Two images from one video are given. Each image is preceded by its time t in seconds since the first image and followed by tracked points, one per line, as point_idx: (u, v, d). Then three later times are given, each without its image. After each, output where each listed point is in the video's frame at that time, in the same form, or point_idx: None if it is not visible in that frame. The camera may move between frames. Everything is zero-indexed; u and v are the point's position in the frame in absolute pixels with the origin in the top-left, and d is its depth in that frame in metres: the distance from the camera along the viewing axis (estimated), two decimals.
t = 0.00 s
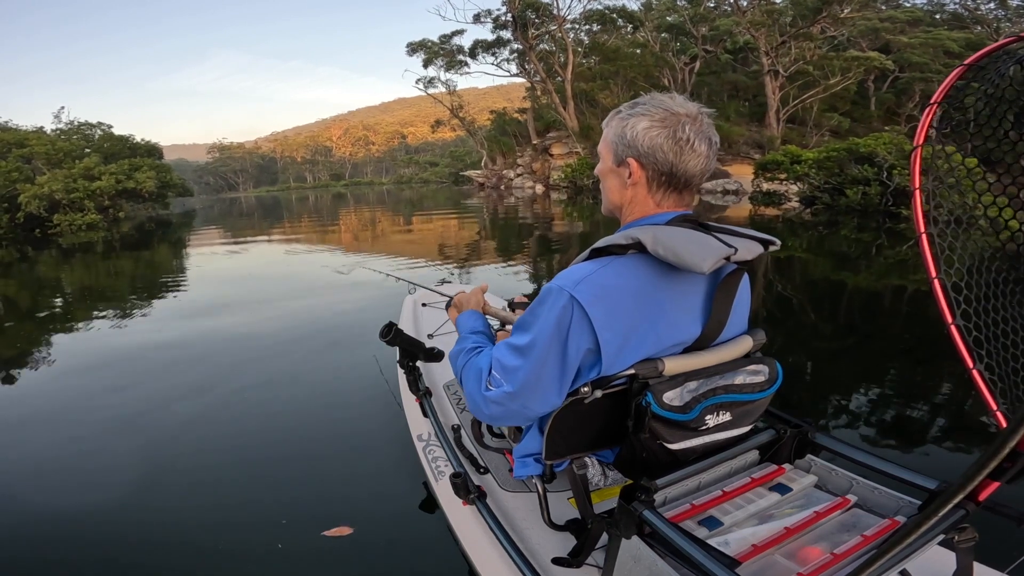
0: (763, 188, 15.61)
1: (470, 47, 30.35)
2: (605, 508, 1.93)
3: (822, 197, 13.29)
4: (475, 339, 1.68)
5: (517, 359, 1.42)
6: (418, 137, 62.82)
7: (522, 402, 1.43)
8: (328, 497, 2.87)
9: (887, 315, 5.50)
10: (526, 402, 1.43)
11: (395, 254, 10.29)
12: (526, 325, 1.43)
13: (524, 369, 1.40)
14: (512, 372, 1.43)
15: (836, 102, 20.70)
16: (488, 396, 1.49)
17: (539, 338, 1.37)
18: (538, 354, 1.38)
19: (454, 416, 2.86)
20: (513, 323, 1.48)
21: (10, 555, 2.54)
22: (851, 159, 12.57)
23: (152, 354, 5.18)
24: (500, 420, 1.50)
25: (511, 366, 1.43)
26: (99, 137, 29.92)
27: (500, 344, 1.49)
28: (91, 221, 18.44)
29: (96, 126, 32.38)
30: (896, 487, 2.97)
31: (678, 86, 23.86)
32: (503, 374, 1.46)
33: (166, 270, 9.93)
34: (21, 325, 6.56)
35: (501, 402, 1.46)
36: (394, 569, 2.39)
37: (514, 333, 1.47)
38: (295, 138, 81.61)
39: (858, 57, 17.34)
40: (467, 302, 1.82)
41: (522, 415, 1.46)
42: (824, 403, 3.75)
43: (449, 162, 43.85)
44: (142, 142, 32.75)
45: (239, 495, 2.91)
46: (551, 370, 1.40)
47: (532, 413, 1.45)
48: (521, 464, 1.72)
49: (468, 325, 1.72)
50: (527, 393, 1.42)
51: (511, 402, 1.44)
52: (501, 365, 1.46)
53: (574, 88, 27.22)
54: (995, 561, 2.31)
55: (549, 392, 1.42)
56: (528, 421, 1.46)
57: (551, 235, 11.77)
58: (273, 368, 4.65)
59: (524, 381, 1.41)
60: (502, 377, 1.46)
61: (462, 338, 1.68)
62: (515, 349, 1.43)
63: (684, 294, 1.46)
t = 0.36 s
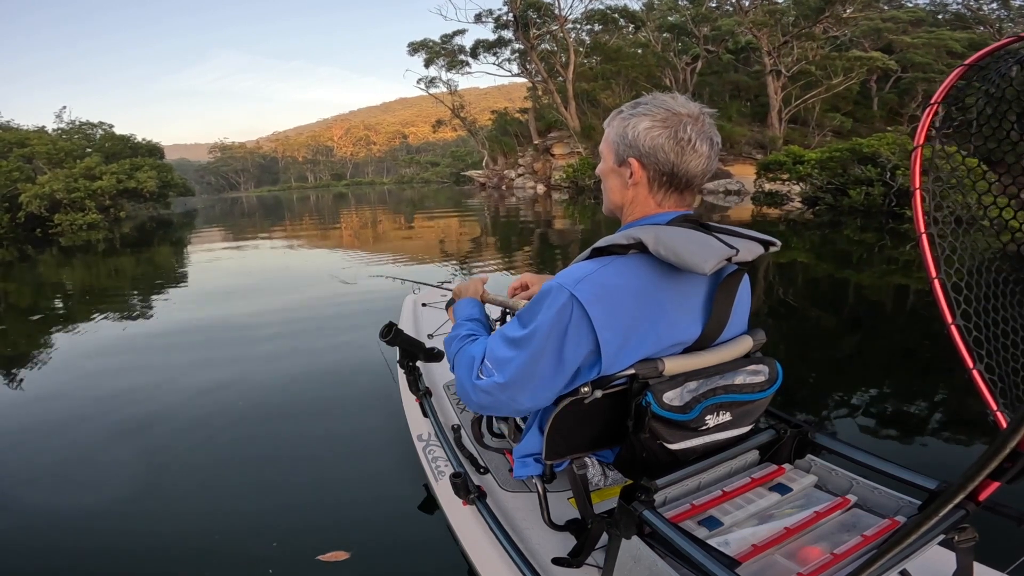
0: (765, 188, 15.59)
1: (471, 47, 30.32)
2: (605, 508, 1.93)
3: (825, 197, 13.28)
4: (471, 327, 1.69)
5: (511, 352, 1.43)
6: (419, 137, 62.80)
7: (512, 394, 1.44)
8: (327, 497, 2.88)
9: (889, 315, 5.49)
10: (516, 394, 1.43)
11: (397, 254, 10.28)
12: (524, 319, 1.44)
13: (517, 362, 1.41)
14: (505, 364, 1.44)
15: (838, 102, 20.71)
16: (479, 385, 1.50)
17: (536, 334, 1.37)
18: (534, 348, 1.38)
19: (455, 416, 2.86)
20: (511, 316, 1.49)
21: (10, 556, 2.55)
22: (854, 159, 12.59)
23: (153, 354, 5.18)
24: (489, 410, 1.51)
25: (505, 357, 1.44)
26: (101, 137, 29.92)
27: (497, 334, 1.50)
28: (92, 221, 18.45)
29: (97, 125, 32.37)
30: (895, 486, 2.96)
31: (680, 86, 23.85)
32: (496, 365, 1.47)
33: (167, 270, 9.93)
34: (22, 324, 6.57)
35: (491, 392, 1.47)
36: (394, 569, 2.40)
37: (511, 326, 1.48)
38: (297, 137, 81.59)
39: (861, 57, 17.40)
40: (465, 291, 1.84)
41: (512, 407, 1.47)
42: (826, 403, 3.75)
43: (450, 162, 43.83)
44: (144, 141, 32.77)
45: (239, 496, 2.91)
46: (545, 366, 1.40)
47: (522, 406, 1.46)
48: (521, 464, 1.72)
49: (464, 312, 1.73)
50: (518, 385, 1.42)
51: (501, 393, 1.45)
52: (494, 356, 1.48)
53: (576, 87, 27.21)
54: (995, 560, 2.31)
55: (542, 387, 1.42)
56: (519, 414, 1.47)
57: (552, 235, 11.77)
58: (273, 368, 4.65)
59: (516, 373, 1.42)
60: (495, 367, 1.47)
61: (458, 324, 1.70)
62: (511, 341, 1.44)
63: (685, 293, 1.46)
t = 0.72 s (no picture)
0: (768, 189, 15.58)
1: (473, 47, 30.29)
2: (605, 508, 1.93)
3: (828, 198, 13.27)
4: (474, 318, 1.67)
5: (511, 350, 1.43)
6: (420, 137, 62.79)
7: (510, 392, 1.43)
8: (326, 496, 2.88)
9: (891, 317, 5.47)
10: (514, 393, 1.43)
11: (400, 254, 10.27)
12: (524, 318, 1.43)
13: (516, 360, 1.40)
14: (504, 361, 1.43)
15: (840, 102, 20.71)
16: (476, 381, 1.49)
17: (536, 333, 1.37)
18: (534, 346, 1.38)
19: (454, 416, 2.86)
20: (511, 314, 1.48)
21: (10, 555, 2.55)
22: (857, 159, 12.60)
23: (153, 354, 5.17)
24: (486, 406, 1.50)
25: (505, 354, 1.43)
26: (102, 136, 29.91)
27: (498, 330, 1.48)
28: (93, 220, 18.44)
29: (98, 125, 32.34)
30: (895, 486, 2.96)
31: (681, 86, 23.85)
32: (494, 361, 1.46)
33: (168, 269, 9.93)
34: (23, 324, 6.57)
35: (488, 388, 1.46)
36: (394, 568, 2.40)
37: (511, 323, 1.47)
38: (297, 137, 81.51)
39: (864, 57, 17.47)
40: (474, 269, 1.79)
41: (509, 405, 1.46)
42: (827, 404, 3.74)
43: (451, 162, 43.81)
44: (145, 141, 32.74)
45: (239, 496, 2.91)
46: (544, 363, 1.39)
47: (519, 405, 1.45)
48: (520, 464, 1.71)
49: (469, 300, 1.70)
50: (517, 383, 1.41)
51: (499, 391, 1.44)
52: (494, 352, 1.47)
53: (577, 87, 27.17)
54: (995, 560, 2.31)
55: (540, 386, 1.42)
56: (517, 412, 1.46)
57: (554, 235, 11.76)
58: (273, 368, 4.65)
59: (515, 370, 1.41)
60: (495, 364, 1.45)
61: (462, 314, 1.67)
62: (511, 339, 1.43)
63: (683, 294, 1.46)
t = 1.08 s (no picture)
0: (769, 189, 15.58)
1: (474, 47, 30.29)
2: (605, 508, 1.93)
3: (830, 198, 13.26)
4: (481, 329, 1.65)
5: (516, 360, 1.42)
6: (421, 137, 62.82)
7: (519, 401, 1.42)
8: (327, 496, 2.88)
9: (893, 317, 5.46)
10: (523, 401, 1.42)
11: (401, 254, 10.27)
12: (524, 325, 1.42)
13: (521, 370, 1.40)
14: (510, 371, 1.42)
15: (842, 102, 20.75)
16: (486, 394, 1.48)
17: (537, 339, 1.37)
18: (537, 354, 1.38)
19: (454, 416, 2.86)
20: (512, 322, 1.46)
21: (11, 553, 2.55)
22: (860, 159, 12.59)
23: (154, 354, 5.18)
24: (496, 417, 1.49)
25: (511, 365, 1.42)
26: (103, 136, 29.92)
27: (502, 340, 1.47)
28: (94, 220, 18.44)
29: (98, 125, 32.36)
30: (895, 487, 2.96)
31: (683, 86, 23.86)
32: (501, 371, 1.45)
33: (168, 270, 9.93)
34: (23, 324, 6.57)
35: (497, 400, 1.45)
36: (395, 568, 2.40)
37: (512, 332, 1.46)
38: (299, 137, 81.53)
39: (866, 57, 17.51)
40: (481, 270, 1.76)
41: (519, 413, 1.45)
42: (828, 405, 3.73)
43: (452, 162, 43.80)
44: (145, 141, 32.75)
45: (239, 495, 2.92)
46: (548, 370, 1.39)
47: (527, 412, 1.45)
48: (521, 464, 1.71)
49: (475, 310, 1.68)
50: (525, 392, 1.41)
51: (508, 401, 1.43)
52: (500, 362, 1.45)
53: (578, 87, 27.15)
54: (995, 561, 2.31)
55: (546, 391, 1.42)
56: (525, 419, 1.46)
57: (555, 235, 11.77)
58: (273, 368, 4.66)
59: (522, 379, 1.40)
60: (501, 375, 1.44)
61: (468, 325, 1.65)
62: (515, 348, 1.42)
63: (681, 293, 1.46)
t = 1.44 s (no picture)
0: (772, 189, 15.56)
1: (475, 46, 30.30)
2: (605, 508, 1.94)
3: (833, 198, 13.27)
4: (483, 339, 1.65)
5: (518, 364, 1.42)
6: (422, 137, 62.87)
7: (525, 404, 1.42)
8: (327, 496, 2.89)
9: (895, 318, 5.46)
10: (529, 405, 1.42)
11: (402, 254, 10.27)
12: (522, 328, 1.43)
13: (524, 373, 1.40)
14: (513, 376, 1.42)
15: (844, 102, 20.75)
16: (492, 401, 1.47)
17: (536, 342, 1.37)
18: (537, 357, 1.38)
19: (454, 416, 2.87)
20: (512, 326, 1.46)
21: (10, 555, 2.56)
22: (863, 160, 12.57)
23: (155, 355, 5.18)
24: (504, 423, 1.49)
25: (513, 370, 1.42)
26: (104, 136, 29.96)
27: (503, 347, 1.48)
28: (95, 221, 18.45)
29: (99, 125, 32.39)
30: (894, 487, 2.96)
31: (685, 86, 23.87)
32: (505, 378, 1.45)
33: (169, 270, 9.94)
34: (25, 325, 6.59)
35: (503, 405, 1.45)
36: (396, 568, 2.40)
37: (513, 336, 1.46)
38: (300, 137, 81.56)
39: (868, 57, 17.51)
40: (479, 287, 1.78)
41: (525, 418, 1.45)
42: (831, 406, 3.72)
43: (453, 162, 43.83)
44: (147, 141, 32.78)
45: (240, 496, 2.92)
46: (550, 372, 1.40)
47: (535, 415, 1.45)
48: (521, 464, 1.72)
49: (476, 321, 1.69)
50: (530, 396, 1.41)
51: (514, 406, 1.43)
52: (503, 369, 1.45)
53: (579, 87, 27.16)
54: (996, 561, 2.31)
55: (549, 393, 1.42)
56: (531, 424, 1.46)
57: (556, 235, 11.77)
58: (274, 368, 4.66)
59: (525, 384, 1.40)
60: (505, 381, 1.44)
61: (470, 336, 1.65)
62: (515, 353, 1.42)
63: (678, 291, 1.46)
